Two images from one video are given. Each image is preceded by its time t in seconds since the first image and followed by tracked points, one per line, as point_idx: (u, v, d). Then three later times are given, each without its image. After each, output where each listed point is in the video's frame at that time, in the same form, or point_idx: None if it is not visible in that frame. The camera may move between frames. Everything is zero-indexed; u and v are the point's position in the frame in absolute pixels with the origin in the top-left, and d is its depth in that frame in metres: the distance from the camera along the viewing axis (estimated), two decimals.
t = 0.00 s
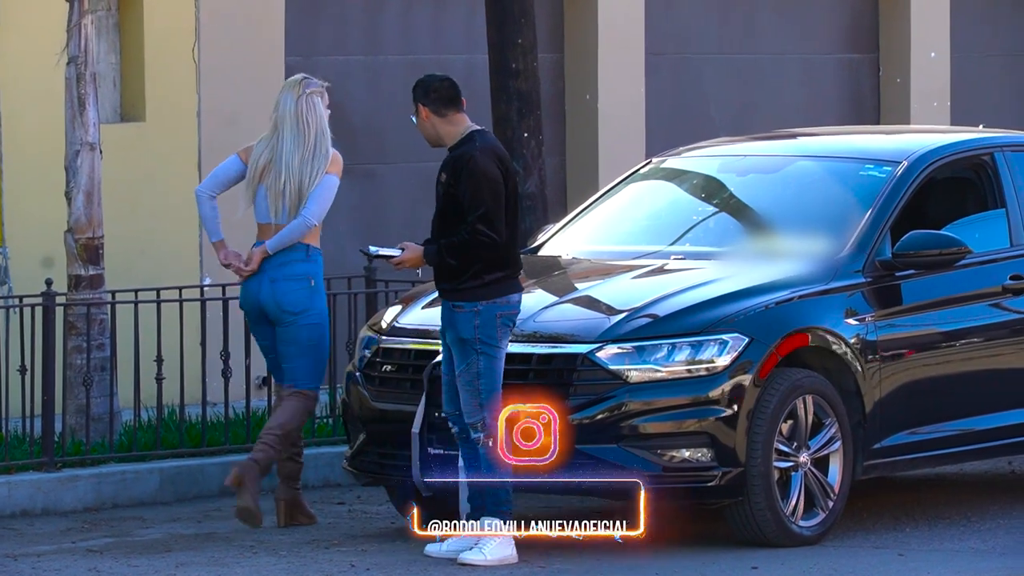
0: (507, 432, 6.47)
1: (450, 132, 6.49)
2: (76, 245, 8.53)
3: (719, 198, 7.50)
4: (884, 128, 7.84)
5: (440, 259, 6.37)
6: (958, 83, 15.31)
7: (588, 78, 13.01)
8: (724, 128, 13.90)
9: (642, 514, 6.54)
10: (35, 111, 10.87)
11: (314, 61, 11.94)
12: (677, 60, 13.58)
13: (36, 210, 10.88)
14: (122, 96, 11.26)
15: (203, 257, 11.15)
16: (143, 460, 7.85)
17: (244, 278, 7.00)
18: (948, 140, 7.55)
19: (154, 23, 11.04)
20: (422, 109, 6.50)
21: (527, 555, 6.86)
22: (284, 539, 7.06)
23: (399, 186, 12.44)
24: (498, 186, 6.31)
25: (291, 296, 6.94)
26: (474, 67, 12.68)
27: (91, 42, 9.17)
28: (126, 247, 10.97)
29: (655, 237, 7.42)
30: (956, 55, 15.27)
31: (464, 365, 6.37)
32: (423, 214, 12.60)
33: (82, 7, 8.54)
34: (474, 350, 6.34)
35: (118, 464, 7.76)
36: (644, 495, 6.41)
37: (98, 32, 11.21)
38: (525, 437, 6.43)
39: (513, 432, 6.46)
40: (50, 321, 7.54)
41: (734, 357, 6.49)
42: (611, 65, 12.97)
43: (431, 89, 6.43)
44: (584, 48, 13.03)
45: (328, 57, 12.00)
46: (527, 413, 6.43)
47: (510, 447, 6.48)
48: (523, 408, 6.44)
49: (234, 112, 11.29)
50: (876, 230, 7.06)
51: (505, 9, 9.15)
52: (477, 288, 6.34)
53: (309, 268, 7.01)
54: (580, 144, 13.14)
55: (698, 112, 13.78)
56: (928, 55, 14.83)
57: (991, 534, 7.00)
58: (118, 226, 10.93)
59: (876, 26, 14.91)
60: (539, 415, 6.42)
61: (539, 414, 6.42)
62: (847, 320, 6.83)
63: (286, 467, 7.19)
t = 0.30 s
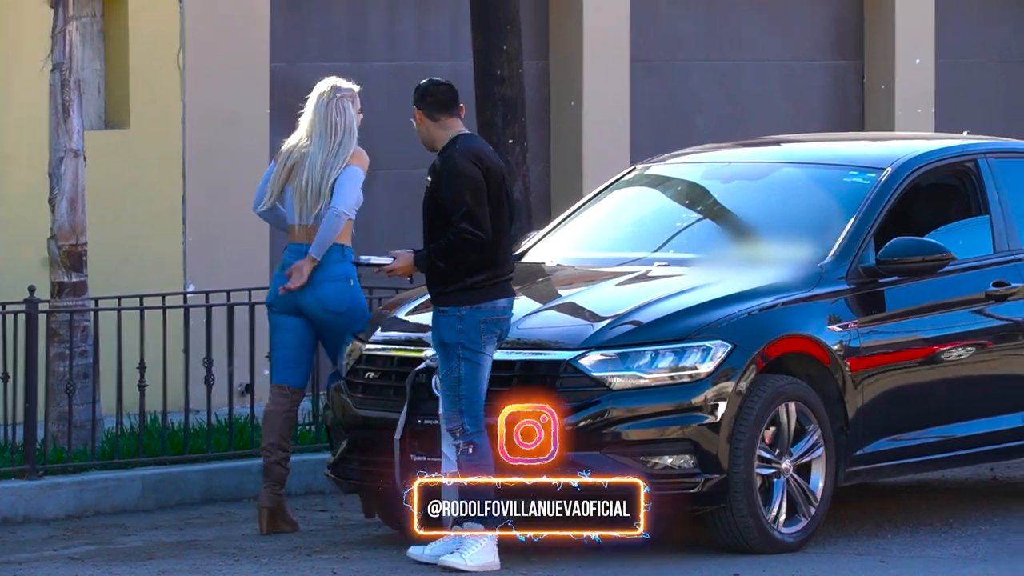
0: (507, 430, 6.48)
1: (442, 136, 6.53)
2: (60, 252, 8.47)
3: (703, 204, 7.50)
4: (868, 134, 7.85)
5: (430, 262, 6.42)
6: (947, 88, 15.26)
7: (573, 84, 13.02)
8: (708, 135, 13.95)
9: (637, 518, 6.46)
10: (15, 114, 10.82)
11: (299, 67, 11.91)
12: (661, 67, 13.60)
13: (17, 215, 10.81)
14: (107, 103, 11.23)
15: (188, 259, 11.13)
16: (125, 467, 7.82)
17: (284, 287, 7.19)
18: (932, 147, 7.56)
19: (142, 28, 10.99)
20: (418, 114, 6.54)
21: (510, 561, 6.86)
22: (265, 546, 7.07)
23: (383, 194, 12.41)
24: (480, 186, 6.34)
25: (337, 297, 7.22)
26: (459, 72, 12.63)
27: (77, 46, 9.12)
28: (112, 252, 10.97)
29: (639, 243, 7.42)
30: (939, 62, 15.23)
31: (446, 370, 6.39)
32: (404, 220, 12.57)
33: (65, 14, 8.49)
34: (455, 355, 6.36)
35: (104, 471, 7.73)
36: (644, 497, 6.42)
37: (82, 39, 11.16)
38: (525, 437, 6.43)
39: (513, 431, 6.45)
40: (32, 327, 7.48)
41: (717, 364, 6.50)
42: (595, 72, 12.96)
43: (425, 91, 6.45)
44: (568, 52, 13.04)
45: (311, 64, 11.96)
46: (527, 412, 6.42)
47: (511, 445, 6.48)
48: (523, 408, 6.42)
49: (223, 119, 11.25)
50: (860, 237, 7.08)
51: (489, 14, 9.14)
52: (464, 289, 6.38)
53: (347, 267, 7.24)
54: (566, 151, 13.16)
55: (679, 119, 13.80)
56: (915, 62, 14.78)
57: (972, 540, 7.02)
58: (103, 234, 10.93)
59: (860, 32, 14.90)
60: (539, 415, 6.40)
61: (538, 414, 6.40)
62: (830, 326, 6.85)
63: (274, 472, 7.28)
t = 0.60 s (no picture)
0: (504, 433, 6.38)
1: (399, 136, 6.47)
2: (6, 255, 8.47)
3: (651, 207, 7.51)
4: (816, 137, 7.87)
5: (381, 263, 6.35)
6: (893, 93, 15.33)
7: (518, 88, 13.03)
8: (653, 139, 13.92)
9: (638, 519, 6.46)
10: None
11: (246, 71, 11.90)
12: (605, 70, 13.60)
13: None
14: (54, 105, 11.25)
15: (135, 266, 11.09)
16: (74, 469, 7.82)
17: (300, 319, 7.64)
18: (878, 150, 7.59)
19: (87, 31, 10.98)
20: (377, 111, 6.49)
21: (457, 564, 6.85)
22: (214, 548, 7.04)
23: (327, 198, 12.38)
24: (429, 187, 6.29)
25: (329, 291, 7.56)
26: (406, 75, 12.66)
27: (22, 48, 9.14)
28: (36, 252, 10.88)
29: (587, 246, 7.43)
30: (887, 65, 15.30)
31: (389, 372, 6.33)
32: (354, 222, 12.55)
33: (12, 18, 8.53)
34: (398, 357, 6.29)
35: (51, 473, 7.72)
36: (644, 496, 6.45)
37: (28, 41, 11.13)
38: (524, 438, 6.37)
39: (512, 432, 6.37)
40: None
41: (665, 367, 6.51)
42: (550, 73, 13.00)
43: (383, 91, 6.40)
44: (515, 57, 13.04)
45: (259, 67, 11.95)
46: (529, 413, 6.36)
47: (507, 448, 6.39)
48: (522, 408, 6.35)
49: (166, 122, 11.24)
50: (807, 240, 7.10)
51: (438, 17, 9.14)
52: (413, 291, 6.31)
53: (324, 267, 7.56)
54: (513, 154, 13.15)
55: (623, 123, 13.79)
56: (861, 65, 14.84)
57: (920, 543, 7.02)
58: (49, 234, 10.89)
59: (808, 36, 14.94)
60: (539, 415, 6.35)
61: (538, 414, 6.36)
62: (777, 329, 6.86)
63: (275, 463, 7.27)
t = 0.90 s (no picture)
0: (504, 431, 6.37)
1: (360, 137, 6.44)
2: None
3: (603, 207, 7.52)
4: (768, 137, 7.88)
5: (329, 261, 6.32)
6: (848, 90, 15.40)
7: (471, 88, 13.01)
8: (604, 136, 13.91)
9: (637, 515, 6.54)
10: None
11: (200, 69, 11.87)
12: (560, 67, 13.59)
13: None
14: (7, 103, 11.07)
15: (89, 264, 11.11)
16: (25, 469, 7.81)
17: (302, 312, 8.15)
18: (830, 150, 7.60)
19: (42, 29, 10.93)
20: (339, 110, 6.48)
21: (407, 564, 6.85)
22: (166, 547, 7.03)
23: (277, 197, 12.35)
24: (380, 188, 6.25)
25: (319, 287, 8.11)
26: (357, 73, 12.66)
27: None
28: (35, 247, 10.93)
29: (540, 246, 7.43)
30: (842, 65, 15.33)
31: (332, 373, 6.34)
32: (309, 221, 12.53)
33: None
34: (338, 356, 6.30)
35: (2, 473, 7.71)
36: (644, 495, 6.51)
37: None
38: (525, 438, 6.39)
39: (513, 432, 6.38)
40: None
41: (618, 367, 6.51)
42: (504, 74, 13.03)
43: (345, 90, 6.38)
44: (467, 60, 13.02)
45: (212, 65, 11.92)
46: (530, 412, 6.38)
47: (508, 449, 6.39)
48: (523, 408, 6.38)
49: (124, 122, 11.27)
50: (760, 240, 7.11)
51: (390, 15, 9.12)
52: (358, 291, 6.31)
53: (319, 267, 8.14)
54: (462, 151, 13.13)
55: (576, 122, 13.78)
56: (814, 65, 14.91)
57: (873, 543, 7.03)
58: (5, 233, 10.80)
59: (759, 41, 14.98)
60: (539, 415, 6.39)
61: (538, 414, 6.39)
62: (730, 329, 6.86)
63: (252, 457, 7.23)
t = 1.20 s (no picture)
0: (504, 430, 6.36)
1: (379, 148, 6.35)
2: None
3: (616, 212, 7.53)
4: (781, 141, 7.89)
5: (343, 273, 6.23)
6: (858, 96, 15.40)
7: (485, 91, 13.04)
8: (615, 141, 13.90)
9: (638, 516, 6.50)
10: None
11: (213, 75, 11.91)
12: (571, 73, 13.61)
13: None
14: (19, 107, 11.19)
15: (101, 268, 11.19)
16: (41, 472, 7.83)
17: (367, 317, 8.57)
18: (844, 155, 7.60)
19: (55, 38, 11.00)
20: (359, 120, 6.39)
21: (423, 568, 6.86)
22: (183, 551, 7.04)
23: (292, 204, 12.36)
24: (388, 197, 6.11)
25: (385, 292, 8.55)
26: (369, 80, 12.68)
27: None
28: (32, 250, 10.95)
29: (553, 251, 7.44)
30: (853, 68, 15.33)
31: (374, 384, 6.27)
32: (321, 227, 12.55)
33: None
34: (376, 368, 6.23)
35: (17, 476, 7.73)
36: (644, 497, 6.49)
37: None
38: (526, 438, 6.37)
39: (513, 432, 6.37)
40: None
41: (632, 371, 6.52)
42: (514, 81, 13.05)
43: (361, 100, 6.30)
44: (479, 65, 13.07)
45: (224, 71, 11.95)
46: (529, 413, 6.36)
47: (508, 449, 6.38)
48: (523, 408, 6.36)
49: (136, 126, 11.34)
50: (773, 244, 7.11)
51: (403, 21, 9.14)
52: (378, 302, 6.22)
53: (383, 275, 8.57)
54: (477, 157, 13.16)
55: (589, 127, 13.78)
56: (825, 70, 14.92)
57: (889, 548, 7.02)
58: (18, 239, 10.88)
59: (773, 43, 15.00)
60: (539, 415, 6.37)
61: (539, 414, 6.37)
62: (744, 334, 6.87)
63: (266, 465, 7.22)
